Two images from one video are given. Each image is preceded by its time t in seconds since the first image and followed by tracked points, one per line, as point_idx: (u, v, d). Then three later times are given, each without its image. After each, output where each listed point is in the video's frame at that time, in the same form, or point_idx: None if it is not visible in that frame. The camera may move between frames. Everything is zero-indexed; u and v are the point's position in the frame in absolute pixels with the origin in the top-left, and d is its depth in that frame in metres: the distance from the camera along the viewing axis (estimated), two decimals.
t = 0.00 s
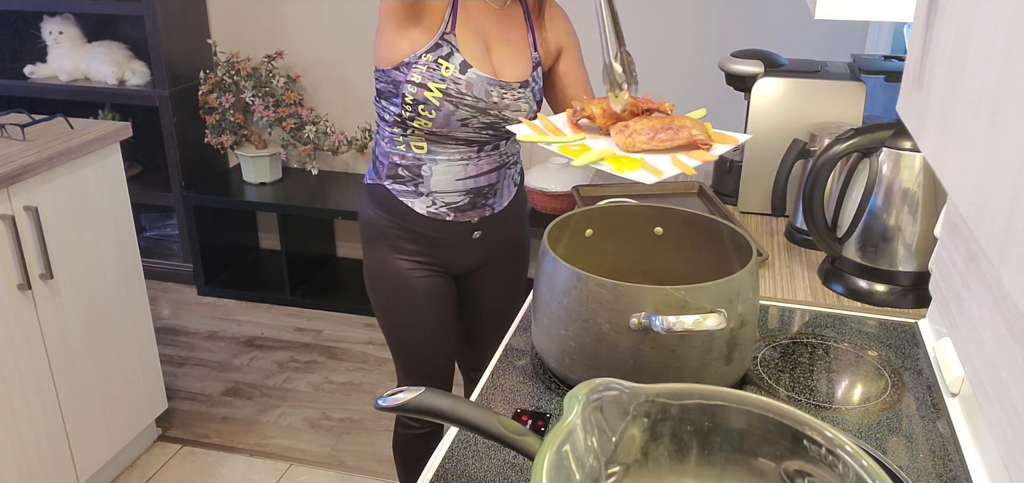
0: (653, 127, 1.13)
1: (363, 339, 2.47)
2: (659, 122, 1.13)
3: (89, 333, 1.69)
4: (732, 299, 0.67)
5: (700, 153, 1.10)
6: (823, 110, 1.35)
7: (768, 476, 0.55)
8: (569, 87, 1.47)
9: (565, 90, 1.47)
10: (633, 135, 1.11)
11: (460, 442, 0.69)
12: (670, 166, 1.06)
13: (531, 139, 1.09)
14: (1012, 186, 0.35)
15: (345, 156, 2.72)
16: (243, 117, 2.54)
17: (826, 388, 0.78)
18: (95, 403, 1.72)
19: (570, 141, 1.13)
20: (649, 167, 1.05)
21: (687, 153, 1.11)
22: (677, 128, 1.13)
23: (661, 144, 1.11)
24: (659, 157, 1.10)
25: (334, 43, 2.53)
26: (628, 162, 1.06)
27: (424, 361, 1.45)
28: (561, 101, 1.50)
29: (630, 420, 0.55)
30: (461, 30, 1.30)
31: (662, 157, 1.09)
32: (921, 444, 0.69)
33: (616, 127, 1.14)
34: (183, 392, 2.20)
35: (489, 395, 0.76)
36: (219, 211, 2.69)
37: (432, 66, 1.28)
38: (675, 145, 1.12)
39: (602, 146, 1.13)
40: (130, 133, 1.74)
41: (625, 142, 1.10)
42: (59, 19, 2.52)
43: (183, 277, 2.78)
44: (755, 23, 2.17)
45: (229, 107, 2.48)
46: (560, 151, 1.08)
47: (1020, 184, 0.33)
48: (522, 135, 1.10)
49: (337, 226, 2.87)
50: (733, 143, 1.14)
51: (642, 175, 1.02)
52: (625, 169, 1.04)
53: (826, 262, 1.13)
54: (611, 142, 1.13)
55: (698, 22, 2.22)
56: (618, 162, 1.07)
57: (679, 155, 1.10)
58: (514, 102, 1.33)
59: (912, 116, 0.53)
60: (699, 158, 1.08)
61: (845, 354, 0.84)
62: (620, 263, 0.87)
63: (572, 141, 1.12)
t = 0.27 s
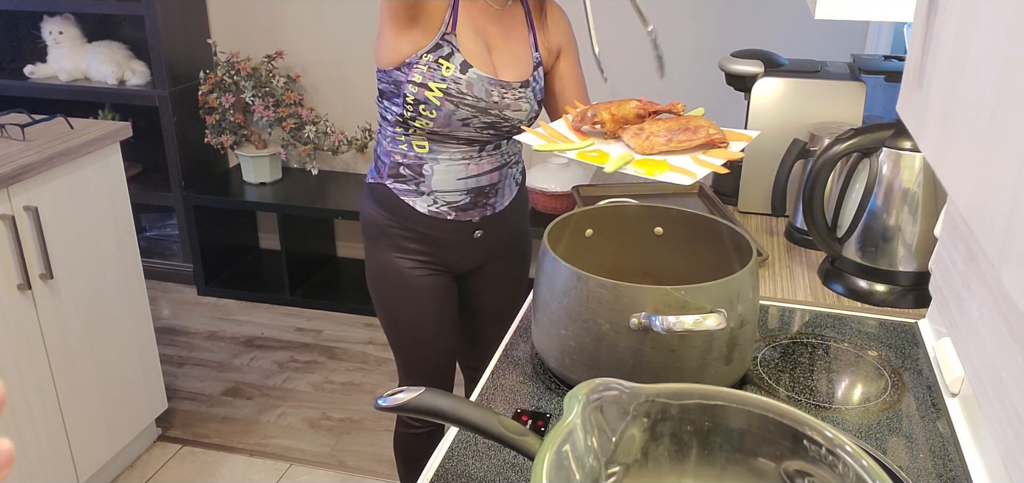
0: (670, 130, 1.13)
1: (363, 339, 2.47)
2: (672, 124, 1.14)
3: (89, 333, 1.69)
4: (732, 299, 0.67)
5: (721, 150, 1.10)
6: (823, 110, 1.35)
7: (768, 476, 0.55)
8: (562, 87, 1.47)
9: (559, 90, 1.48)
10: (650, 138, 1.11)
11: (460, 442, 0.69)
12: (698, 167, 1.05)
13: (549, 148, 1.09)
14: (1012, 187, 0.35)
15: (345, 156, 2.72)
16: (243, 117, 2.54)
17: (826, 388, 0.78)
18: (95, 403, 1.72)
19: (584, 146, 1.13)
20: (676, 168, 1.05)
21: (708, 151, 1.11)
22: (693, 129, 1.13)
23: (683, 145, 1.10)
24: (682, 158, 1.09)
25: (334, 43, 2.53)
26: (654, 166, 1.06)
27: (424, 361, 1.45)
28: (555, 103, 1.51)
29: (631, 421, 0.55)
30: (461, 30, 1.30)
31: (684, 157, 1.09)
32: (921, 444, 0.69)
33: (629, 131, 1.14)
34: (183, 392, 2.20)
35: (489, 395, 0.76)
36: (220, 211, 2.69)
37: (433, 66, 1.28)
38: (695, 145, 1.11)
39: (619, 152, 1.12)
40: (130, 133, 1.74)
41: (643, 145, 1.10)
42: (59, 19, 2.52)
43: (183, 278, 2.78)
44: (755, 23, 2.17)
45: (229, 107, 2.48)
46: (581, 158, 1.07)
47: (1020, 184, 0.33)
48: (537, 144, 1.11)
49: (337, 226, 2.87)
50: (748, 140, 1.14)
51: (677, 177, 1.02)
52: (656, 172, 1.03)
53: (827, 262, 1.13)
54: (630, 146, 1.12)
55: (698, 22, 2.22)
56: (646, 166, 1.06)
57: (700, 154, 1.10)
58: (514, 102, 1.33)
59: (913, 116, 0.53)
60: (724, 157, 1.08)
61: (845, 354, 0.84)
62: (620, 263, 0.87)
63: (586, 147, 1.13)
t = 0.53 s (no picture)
0: (684, 122, 1.15)
1: (363, 339, 2.47)
2: (684, 116, 1.17)
3: (89, 333, 1.69)
4: (732, 299, 0.67)
5: (735, 137, 1.13)
6: (823, 110, 1.35)
7: (768, 476, 0.55)
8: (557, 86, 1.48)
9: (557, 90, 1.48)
10: (666, 132, 1.14)
11: (460, 442, 0.69)
12: (719, 156, 1.08)
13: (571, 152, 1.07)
14: (1011, 186, 0.35)
15: (345, 156, 2.72)
16: (243, 117, 2.54)
17: (826, 388, 0.78)
18: (95, 403, 1.72)
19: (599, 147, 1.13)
20: (702, 160, 1.07)
21: (723, 139, 1.14)
22: (708, 118, 1.15)
23: (700, 135, 1.14)
24: (701, 148, 1.12)
25: (334, 43, 2.53)
26: (678, 158, 1.08)
27: (424, 361, 1.45)
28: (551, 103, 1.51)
29: (630, 421, 0.55)
30: (460, 30, 1.30)
31: (703, 148, 1.12)
32: (921, 444, 0.69)
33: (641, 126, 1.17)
34: (183, 392, 2.20)
35: (489, 395, 0.76)
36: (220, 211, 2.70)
37: (432, 65, 1.28)
38: (712, 134, 1.15)
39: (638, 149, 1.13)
40: (130, 133, 1.74)
41: (660, 140, 1.13)
42: (59, 19, 2.53)
43: (183, 278, 2.78)
44: (755, 23, 2.17)
45: (229, 107, 2.48)
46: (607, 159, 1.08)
47: (1021, 184, 0.33)
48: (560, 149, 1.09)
49: (337, 226, 2.87)
50: (756, 123, 1.18)
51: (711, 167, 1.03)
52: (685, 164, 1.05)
53: (827, 262, 1.13)
54: (647, 141, 1.15)
55: (698, 22, 2.22)
56: (670, 158, 1.09)
57: (716, 143, 1.13)
58: (513, 101, 1.33)
59: (913, 116, 0.53)
60: (743, 144, 1.11)
61: (845, 354, 0.84)
62: (619, 263, 0.87)
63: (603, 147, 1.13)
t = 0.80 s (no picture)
0: (689, 115, 1.15)
1: (363, 339, 2.47)
2: (687, 108, 1.16)
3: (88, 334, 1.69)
4: (732, 299, 0.67)
5: (737, 132, 1.14)
6: (823, 110, 1.35)
7: (767, 476, 0.55)
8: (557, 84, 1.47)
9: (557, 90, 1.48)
10: (671, 126, 1.13)
11: (460, 442, 0.69)
12: (725, 150, 1.08)
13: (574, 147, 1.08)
14: (1011, 187, 0.35)
15: (345, 156, 2.72)
16: (243, 117, 2.53)
17: (826, 388, 0.78)
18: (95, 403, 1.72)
19: (603, 141, 1.13)
20: (710, 152, 1.07)
21: (726, 133, 1.15)
22: (711, 112, 1.15)
23: (704, 129, 1.13)
24: (705, 143, 1.12)
25: (334, 43, 2.53)
26: (685, 152, 1.08)
27: (424, 361, 1.45)
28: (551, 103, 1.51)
29: (630, 421, 0.55)
30: (461, 30, 1.30)
31: (707, 142, 1.12)
32: (921, 444, 0.69)
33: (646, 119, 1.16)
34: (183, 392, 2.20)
35: (489, 395, 0.76)
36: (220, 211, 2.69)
37: (433, 65, 1.28)
38: (716, 127, 1.14)
39: (642, 144, 1.13)
40: (130, 133, 1.74)
41: (665, 134, 1.12)
42: (59, 19, 2.52)
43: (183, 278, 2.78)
44: (755, 23, 2.17)
45: (229, 107, 2.48)
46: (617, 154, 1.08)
47: (1020, 185, 0.33)
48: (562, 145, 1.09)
49: (337, 226, 2.87)
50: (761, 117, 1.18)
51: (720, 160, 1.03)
52: (693, 158, 1.05)
53: (827, 262, 1.13)
54: (651, 136, 1.14)
55: (699, 22, 2.22)
56: (673, 151, 1.08)
57: (720, 137, 1.13)
58: (513, 100, 1.33)
59: (913, 115, 0.53)
60: (747, 137, 1.11)
61: (845, 354, 0.84)
62: (619, 262, 0.87)
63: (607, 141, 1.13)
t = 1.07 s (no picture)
0: (688, 117, 1.16)
1: (363, 339, 2.47)
2: (687, 110, 1.17)
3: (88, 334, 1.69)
4: (732, 299, 0.67)
5: (738, 133, 1.14)
6: (823, 110, 1.35)
7: (767, 476, 0.55)
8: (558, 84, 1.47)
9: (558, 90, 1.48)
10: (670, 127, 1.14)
11: (460, 442, 0.69)
12: (722, 151, 1.09)
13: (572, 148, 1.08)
14: (1012, 187, 0.35)
15: (345, 156, 2.72)
16: (243, 117, 2.53)
17: (826, 388, 0.78)
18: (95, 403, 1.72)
19: (602, 143, 1.13)
20: (706, 154, 1.07)
21: (726, 135, 1.14)
22: (710, 114, 1.16)
23: (703, 131, 1.14)
24: (704, 144, 1.12)
25: (334, 43, 2.53)
26: (683, 153, 1.08)
27: (424, 361, 1.45)
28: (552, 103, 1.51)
29: (630, 421, 0.55)
30: (463, 31, 1.30)
31: (705, 143, 1.12)
32: (921, 444, 0.69)
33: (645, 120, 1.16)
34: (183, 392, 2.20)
35: (489, 395, 0.76)
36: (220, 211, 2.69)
37: (436, 65, 1.28)
38: (715, 129, 1.15)
39: (640, 145, 1.13)
40: (130, 133, 1.74)
41: (663, 135, 1.12)
42: (59, 19, 2.53)
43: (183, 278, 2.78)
44: (755, 23, 2.17)
45: (229, 107, 2.48)
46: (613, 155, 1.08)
47: (1021, 184, 0.33)
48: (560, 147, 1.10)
49: (337, 226, 2.87)
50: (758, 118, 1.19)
51: (716, 162, 1.04)
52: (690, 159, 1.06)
53: (827, 262, 1.13)
54: (651, 137, 1.14)
55: (698, 22, 2.22)
56: (671, 153, 1.09)
57: (719, 138, 1.14)
58: (515, 100, 1.33)
59: (913, 114, 0.53)
60: (744, 139, 1.12)
61: (845, 354, 0.84)
62: (620, 263, 0.87)
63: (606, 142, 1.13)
